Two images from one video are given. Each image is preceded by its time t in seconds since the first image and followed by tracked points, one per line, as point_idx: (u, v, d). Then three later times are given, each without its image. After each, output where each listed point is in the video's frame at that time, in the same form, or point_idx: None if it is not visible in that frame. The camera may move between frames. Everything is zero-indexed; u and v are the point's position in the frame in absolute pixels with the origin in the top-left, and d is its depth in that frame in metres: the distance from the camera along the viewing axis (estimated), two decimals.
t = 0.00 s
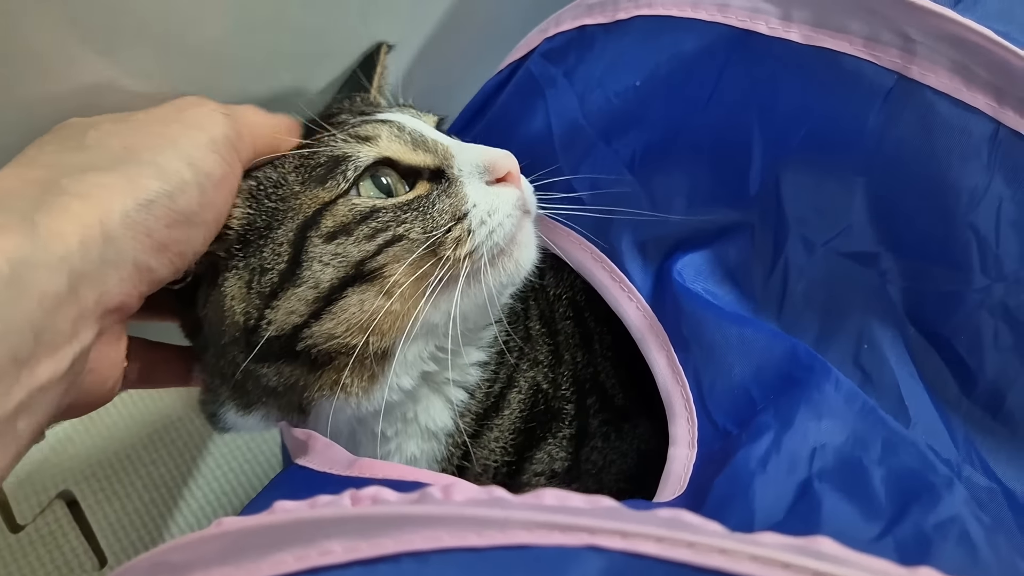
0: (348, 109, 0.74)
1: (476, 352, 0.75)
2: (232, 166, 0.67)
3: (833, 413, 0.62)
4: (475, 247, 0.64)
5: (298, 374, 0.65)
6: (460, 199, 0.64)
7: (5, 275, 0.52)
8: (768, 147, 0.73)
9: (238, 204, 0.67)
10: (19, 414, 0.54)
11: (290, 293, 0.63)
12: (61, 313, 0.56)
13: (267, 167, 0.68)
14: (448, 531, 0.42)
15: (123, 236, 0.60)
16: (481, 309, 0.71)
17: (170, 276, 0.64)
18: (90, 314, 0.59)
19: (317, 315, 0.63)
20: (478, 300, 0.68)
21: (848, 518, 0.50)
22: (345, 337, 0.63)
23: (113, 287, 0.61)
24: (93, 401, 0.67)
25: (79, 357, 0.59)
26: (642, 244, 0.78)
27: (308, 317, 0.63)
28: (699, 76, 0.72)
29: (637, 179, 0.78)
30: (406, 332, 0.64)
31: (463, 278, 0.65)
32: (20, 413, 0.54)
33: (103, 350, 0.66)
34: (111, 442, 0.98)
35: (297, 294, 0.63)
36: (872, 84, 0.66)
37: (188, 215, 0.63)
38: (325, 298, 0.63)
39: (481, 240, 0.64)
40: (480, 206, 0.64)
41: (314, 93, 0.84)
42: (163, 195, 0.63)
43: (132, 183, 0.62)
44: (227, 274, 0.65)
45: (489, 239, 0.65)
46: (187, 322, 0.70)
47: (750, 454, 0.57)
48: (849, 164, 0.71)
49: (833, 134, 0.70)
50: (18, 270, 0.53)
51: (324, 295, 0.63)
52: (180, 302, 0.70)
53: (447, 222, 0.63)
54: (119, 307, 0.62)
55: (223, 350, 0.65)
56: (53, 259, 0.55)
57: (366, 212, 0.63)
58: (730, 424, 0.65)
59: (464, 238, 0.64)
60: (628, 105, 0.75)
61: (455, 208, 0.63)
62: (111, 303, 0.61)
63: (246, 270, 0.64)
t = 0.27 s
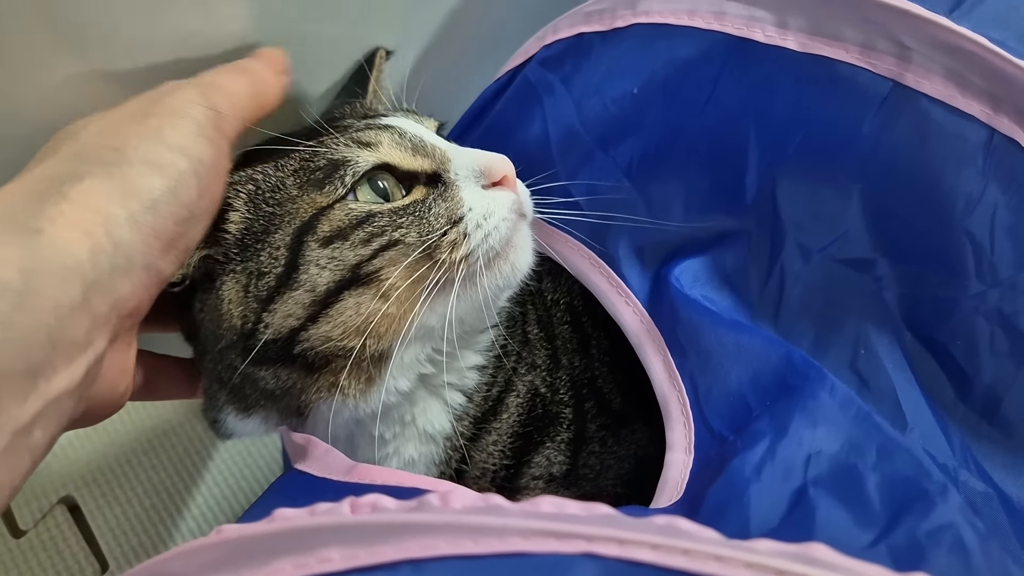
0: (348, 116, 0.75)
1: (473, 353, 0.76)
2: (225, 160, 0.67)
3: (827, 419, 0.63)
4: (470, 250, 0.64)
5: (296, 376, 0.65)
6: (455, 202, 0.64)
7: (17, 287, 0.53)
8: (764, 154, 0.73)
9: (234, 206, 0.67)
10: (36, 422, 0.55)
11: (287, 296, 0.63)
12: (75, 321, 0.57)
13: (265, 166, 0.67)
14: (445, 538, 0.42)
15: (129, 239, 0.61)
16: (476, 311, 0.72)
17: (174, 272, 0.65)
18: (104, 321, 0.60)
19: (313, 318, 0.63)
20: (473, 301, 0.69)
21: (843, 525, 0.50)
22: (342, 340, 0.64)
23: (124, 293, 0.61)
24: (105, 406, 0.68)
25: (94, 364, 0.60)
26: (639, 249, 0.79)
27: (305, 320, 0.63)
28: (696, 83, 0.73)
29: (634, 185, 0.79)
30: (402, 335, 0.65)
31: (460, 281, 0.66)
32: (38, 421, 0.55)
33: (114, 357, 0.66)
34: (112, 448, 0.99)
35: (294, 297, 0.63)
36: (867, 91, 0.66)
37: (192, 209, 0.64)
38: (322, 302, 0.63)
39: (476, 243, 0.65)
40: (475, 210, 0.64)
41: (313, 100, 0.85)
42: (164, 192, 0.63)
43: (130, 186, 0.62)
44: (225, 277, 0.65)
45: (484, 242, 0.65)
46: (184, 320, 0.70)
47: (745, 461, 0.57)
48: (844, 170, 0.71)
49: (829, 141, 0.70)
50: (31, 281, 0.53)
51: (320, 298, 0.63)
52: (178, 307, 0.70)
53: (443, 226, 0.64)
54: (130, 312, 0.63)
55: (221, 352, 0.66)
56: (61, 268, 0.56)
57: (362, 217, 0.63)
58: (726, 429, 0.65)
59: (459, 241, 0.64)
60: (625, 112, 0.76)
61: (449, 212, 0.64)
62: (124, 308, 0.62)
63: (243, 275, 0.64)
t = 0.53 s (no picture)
0: (349, 123, 0.75)
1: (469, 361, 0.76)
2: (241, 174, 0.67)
3: (823, 422, 0.63)
4: (470, 268, 0.65)
5: (292, 384, 0.66)
6: (456, 220, 0.64)
7: (24, 279, 0.52)
8: (761, 158, 0.74)
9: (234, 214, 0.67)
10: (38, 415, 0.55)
11: (286, 308, 0.63)
12: (79, 316, 0.57)
13: (267, 181, 0.69)
14: (443, 538, 0.42)
15: (136, 240, 0.61)
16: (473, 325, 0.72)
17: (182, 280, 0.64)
18: (105, 317, 0.60)
19: (312, 329, 0.64)
20: (470, 317, 0.70)
21: (837, 527, 0.50)
22: (338, 351, 0.64)
23: (127, 291, 0.61)
24: (104, 402, 0.68)
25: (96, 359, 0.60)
26: (637, 253, 0.79)
27: (303, 331, 0.64)
28: (694, 87, 0.73)
29: (632, 189, 0.79)
30: (399, 347, 0.65)
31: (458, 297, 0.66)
32: (41, 413, 0.55)
33: (118, 353, 0.66)
34: (111, 450, 0.99)
35: (293, 308, 0.63)
36: (863, 96, 0.67)
37: (200, 221, 0.64)
38: (320, 314, 0.63)
39: (476, 261, 0.65)
40: (476, 228, 0.64)
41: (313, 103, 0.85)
42: (177, 200, 0.63)
43: (146, 193, 0.62)
44: (226, 286, 0.66)
45: (484, 260, 0.65)
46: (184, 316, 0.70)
47: (741, 463, 0.58)
48: (841, 174, 0.72)
49: (825, 145, 0.71)
50: (38, 274, 0.53)
51: (319, 311, 0.63)
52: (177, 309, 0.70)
53: (443, 243, 0.64)
54: (132, 311, 0.63)
55: (219, 358, 0.66)
56: (69, 264, 0.56)
57: (363, 232, 0.63)
58: (722, 433, 0.65)
59: (459, 260, 0.64)
60: (622, 116, 0.76)
61: (451, 230, 0.64)
62: (125, 306, 0.62)
63: (243, 284, 0.65)
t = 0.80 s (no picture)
0: (349, 125, 0.76)
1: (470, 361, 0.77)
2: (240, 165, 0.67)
3: (821, 421, 0.63)
4: (469, 267, 0.65)
5: (293, 383, 0.66)
6: (456, 221, 0.65)
7: (32, 284, 0.53)
8: (760, 159, 0.74)
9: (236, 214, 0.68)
10: (46, 419, 0.55)
11: (288, 306, 0.64)
12: (85, 318, 0.58)
13: (270, 173, 0.68)
14: (444, 535, 0.43)
15: (139, 238, 0.62)
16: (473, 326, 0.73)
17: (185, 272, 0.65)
18: (111, 319, 0.61)
19: (313, 327, 0.64)
20: (469, 317, 0.70)
21: (834, 525, 0.51)
22: (339, 349, 0.65)
23: (133, 292, 0.62)
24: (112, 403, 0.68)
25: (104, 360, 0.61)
26: (637, 254, 0.79)
27: (305, 330, 0.64)
28: (692, 89, 0.74)
29: (632, 191, 0.79)
30: (400, 347, 0.66)
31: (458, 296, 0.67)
32: (49, 418, 0.55)
33: (122, 353, 0.67)
34: (113, 450, 0.99)
35: (295, 307, 0.64)
36: (860, 97, 0.67)
37: (203, 211, 0.64)
38: (321, 313, 0.64)
39: (476, 261, 0.66)
40: (476, 228, 0.65)
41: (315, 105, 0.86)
42: (177, 193, 0.64)
43: (144, 189, 0.63)
44: (229, 284, 0.66)
45: (484, 260, 0.66)
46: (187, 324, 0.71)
47: (740, 462, 0.58)
48: (839, 175, 0.72)
49: (823, 147, 0.71)
50: (45, 278, 0.54)
51: (320, 309, 0.64)
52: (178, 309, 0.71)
53: (443, 242, 0.64)
54: (137, 311, 0.64)
55: (221, 356, 0.67)
56: (73, 266, 0.57)
57: (364, 232, 0.64)
58: (720, 432, 0.66)
59: (459, 259, 0.65)
60: (622, 118, 0.77)
61: (451, 230, 0.65)
62: (132, 306, 0.62)
63: (245, 283, 0.65)
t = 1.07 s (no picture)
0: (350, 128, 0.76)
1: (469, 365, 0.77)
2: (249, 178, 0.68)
3: (820, 423, 0.63)
4: (467, 277, 0.65)
5: (290, 388, 0.67)
6: (453, 230, 0.65)
7: (35, 281, 0.53)
8: (759, 161, 0.74)
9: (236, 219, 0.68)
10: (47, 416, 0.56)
11: (284, 312, 0.64)
12: (87, 317, 0.58)
13: (269, 187, 0.69)
14: (444, 534, 0.43)
15: (144, 242, 0.62)
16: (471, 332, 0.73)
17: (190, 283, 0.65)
18: (113, 319, 0.61)
19: (309, 333, 0.64)
20: (466, 326, 0.70)
21: (832, 524, 0.51)
22: (336, 356, 0.65)
23: (136, 294, 0.62)
24: (111, 403, 0.68)
25: (103, 361, 0.61)
26: (636, 256, 0.80)
27: (301, 336, 0.64)
28: (691, 92, 0.74)
29: (632, 193, 0.79)
30: (397, 353, 0.66)
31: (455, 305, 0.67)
32: (50, 415, 0.55)
33: (125, 353, 0.67)
34: (113, 452, 0.99)
35: (291, 313, 0.64)
36: (858, 99, 0.67)
37: (208, 224, 0.64)
38: (318, 319, 0.64)
39: (473, 271, 0.66)
40: (473, 238, 0.65)
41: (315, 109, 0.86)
42: (184, 204, 0.64)
43: (154, 193, 0.63)
44: (225, 290, 0.66)
45: (481, 270, 0.66)
46: (183, 318, 0.71)
47: (739, 462, 0.59)
48: (838, 177, 0.72)
49: (821, 149, 0.71)
50: (47, 276, 0.54)
51: (317, 316, 0.64)
52: (177, 312, 0.71)
53: (440, 253, 0.64)
54: (140, 313, 0.64)
55: (218, 360, 0.67)
56: (77, 266, 0.57)
57: (361, 239, 0.64)
58: (719, 431, 0.66)
59: (456, 269, 0.65)
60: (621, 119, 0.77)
61: (448, 239, 0.65)
62: (133, 310, 0.62)
63: (242, 289, 0.66)
